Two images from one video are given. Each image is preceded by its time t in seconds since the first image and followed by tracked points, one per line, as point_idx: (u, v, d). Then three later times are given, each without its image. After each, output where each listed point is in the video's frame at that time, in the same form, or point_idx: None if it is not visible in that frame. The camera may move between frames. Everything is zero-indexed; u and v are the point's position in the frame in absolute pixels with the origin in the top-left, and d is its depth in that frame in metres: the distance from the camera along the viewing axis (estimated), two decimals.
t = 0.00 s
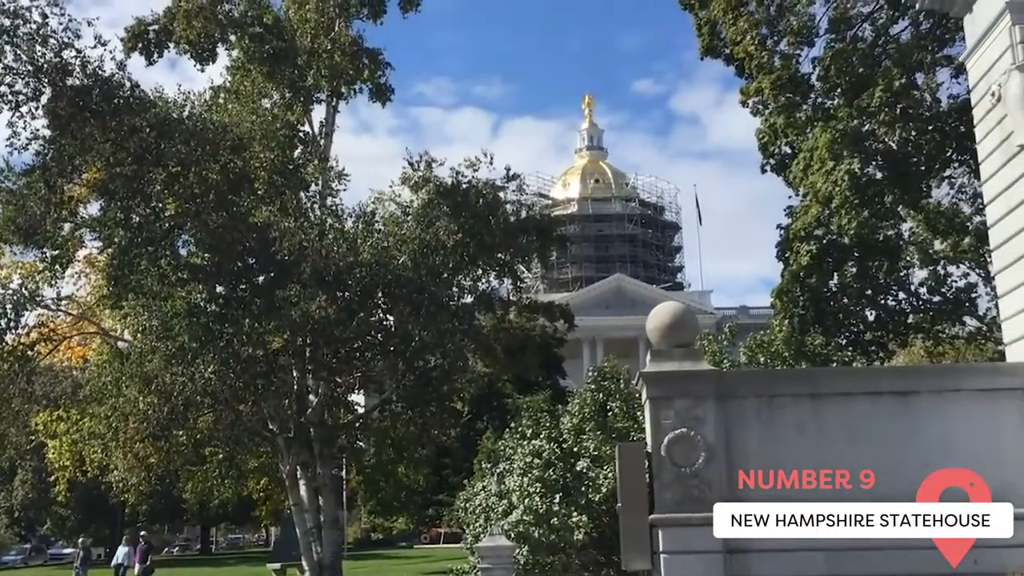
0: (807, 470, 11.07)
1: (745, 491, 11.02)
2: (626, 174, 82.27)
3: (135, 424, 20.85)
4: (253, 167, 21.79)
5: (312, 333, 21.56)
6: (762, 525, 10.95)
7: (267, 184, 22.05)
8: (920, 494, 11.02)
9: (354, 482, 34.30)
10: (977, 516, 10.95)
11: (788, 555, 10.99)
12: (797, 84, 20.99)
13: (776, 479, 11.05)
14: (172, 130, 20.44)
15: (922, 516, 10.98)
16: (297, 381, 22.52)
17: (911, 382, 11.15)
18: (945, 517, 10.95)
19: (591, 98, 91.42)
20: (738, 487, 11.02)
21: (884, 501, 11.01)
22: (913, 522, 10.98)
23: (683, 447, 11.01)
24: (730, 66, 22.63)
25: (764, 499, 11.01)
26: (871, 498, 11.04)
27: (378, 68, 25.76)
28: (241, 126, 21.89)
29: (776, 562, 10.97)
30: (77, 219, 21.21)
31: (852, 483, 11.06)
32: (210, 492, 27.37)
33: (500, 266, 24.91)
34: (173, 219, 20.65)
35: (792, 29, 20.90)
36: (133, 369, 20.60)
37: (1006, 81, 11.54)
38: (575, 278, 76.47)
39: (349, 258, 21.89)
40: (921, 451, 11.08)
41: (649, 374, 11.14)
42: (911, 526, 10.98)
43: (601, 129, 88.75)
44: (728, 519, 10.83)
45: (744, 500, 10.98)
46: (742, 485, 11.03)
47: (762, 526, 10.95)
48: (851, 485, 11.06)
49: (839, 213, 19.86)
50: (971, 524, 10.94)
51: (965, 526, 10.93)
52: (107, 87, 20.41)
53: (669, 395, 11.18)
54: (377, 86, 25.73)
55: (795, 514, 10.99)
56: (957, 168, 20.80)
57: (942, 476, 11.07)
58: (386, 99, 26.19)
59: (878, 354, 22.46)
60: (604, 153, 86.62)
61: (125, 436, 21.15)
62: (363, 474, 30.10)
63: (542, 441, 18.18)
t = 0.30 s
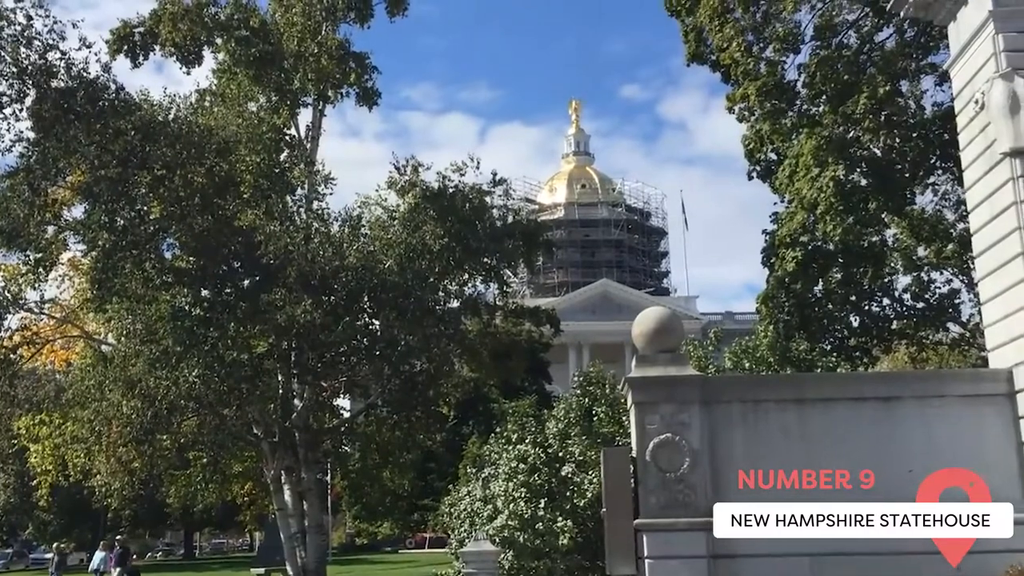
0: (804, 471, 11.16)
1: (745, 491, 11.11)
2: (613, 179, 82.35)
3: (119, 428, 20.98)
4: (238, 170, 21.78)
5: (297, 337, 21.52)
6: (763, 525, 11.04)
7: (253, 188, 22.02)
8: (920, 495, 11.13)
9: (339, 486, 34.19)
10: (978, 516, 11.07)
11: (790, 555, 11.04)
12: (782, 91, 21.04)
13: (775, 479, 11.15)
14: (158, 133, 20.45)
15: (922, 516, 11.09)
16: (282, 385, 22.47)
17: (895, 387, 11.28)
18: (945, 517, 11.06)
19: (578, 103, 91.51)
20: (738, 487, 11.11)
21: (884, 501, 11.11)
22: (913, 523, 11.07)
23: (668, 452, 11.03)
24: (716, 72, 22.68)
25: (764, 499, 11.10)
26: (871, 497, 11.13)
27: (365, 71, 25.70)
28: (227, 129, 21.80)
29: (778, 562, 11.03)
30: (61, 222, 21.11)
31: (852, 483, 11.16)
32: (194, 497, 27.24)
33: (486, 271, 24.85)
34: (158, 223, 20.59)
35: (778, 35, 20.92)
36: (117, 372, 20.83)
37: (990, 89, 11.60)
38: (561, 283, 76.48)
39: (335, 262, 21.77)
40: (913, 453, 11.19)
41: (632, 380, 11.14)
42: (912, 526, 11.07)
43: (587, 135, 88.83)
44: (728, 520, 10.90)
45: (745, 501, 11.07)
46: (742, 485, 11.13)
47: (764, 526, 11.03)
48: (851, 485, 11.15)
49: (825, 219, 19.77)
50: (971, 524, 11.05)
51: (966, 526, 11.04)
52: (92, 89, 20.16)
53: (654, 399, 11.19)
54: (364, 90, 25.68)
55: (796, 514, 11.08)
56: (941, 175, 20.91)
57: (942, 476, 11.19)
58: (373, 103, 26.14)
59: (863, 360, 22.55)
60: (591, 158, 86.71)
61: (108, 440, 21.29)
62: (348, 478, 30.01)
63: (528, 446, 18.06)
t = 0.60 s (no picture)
0: (802, 471, 11.20)
1: (745, 491, 11.17)
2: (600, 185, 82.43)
3: (101, 432, 20.85)
4: (224, 173, 21.71)
5: (282, 341, 21.46)
6: (764, 525, 11.08)
7: (238, 191, 21.98)
8: (920, 495, 11.19)
9: (324, 491, 34.08)
10: (978, 516, 11.19)
11: (790, 555, 11.09)
12: (768, 98, 21.08)
13: (775, 479, 11.20)
14: (142, 136, 20.28)
15: (922, 516, 11.16)
16: (266, 388, 22.26)
17: (879, 394, 11.30)
18: (945, 517, 11.16)
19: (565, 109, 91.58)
20: (738, 487, 11.17)
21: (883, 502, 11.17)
22: (913, 523, 11.14)
23: (653, 458, 11.04)
24: (703, 79, 22.74)
25: (763, 499, 11.15)
26: (871, 497, 11.18)
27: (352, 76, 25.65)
28: (213, 133, 21.72)
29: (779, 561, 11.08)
30: (44, 224, 20.99)
31: (852, 483, 11.20)
32: (177, 502, 27.10)
33: (473, 276, 24.81)
34: (142, 226, 20.46)
35: (764, 42, 20.91)
36: (100, 376, 20.69)
37: (974, 97, 11.67)
38: (547, 288, 76.50)
39: (321, 266, 21.88)
40: (894, 460, 11.23)
41: (617, 386, 11.13)
42: (912, 526, 11.14)
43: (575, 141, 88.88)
44: (728, 520, 10.99)
45: (744, 501, 11.14)
46: (742, 485, 11.19)
47: (765, 526, 11.09)
48: (851, 485, 11.20)
49: (810, 226, 19.85)
50: (971, 524, 11.17)
51: (965, 526, 11.16)
52: (77, 91, 19.76)
53: (638, 406, 11.18)
54: (351, 94, 25.63)
55: (795, 513, 11.13)
56: (925, 183, 21.02)
57: (942, 476, 11.25)
58: (360, 107, 26.09)
59: (847, 367, 22.62)
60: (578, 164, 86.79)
61: (90, 445, 21.17)
62: (333, 483, 29.89)
63: (512, 451, 18.35)
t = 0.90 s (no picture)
0: (800, 472, 11.21)
1: (745, 491, 11.19)
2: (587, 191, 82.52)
3: (84, 437, 20.80)
4: (211, 177, 21.66)
5: (268, 346, 21.39)
6: (764, 525, 11.07)
7: (225, 196, 22.03)
8: (921, 495, 11.24)
9: (309, 497, 33.95)
10: (978, 516, 11.21)
11: (790, 555, 11.06)
12: (755, 105, 21.14)
13: (775, 479, 11.22)
14: (128, 140, 20.12)
15: (922, 516, 11.19)
16: (251, 394, 22.19)
17: (863, 401, 11.33)
18: (945, 517, 11.20)
19: (553, 114, 91.66)
20: (738, 487, 11.20)
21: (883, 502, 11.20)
22: (913, 523, 11.16)
23: (640, 464, 11.04)
24: (690, 86, 22.80)
25: (762, 500, 11.17)
26: (871, 498, 11.22)
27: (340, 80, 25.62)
28: (199, 136, 21.66)
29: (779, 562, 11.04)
30: (28, 228, 20.90)
31: (852, 483, 11.23)
32: (161, 507, 26.96)
33: (459, 281, 24.75)
34: (127, 229, 20.30)
35: (751, 50, 20.92)
36: (84, 381, 20.59)
37: (958, 106, 11.72)
38: (534, 293, 76.53)
39: (306, 271, 21.72)
40: (879, 464, 11.26)
41: (603, 392, 11.15)
42: (912, 526, 11.15)
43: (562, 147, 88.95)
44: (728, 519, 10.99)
45: (744, 500, 11.16)
46: (742, 485, 11.21)
47: (765, 526, 11.07)
48: (851, 485, 11.23)
49: (797, 233, 19.99)
50: (971, 524, 11.20)
51: (965, 526, 11.19)
52: (62, 94, 19.59)
53: (625, 411, 11.19)
54: (338, 99, 25.60)
55: (795, 514, 11.12)
56: (910, 191, 21.10)
57: (942, 477, 11.33)
58: (348, 112, 26.05)
59: (833, 373, 22.67)
60: (566, 169, 86.87)
61: (73, 450, 21.13)
62: (318, 489, 29.79)
63: (499, 457, 18.47)
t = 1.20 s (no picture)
0: (797, 473, 11.24)
1: (745, 491, 11.22)
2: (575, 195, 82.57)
3: (70, 441, 20.77)
4: (198, 180, 21.61)
5: (256, 349, 21.35)
6: (764, 525, 11.09)
7: (212, 198, 21.96)
8: (921, 495, 11.31)
9: (297, 501, 33.85)
10: (981, 516, 11.11)
11: (791, 555, 11.07)
12: (743, 109, 21.19)
13: (776, 479, 11.25)
14: (115, 143, 20.02)
15: (922, 516, 11.24)
16: (238, 398, 22.27)
17: (850, 404, 11.36)
18: (946, 516, 11.23)
19: (542, 119, 91.72)
20: (738, 487, 11.22)
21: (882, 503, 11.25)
22: (914, 523, 11.21)
23: (627, 468, 11.04)
24: (678, 90, 22.85)
25: (762, 500, 11.20)
26: (871, 498, 11.27)
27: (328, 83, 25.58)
28: (187, 139, 21.61)
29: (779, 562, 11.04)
30: (14, 231, 20.81)
31: (852, 483, 11.27)
32: (147, 512, 26.84)
33: (448, 284, 24.71)
34: (114, 232, 20.18)
35: (738, 55, 20.97)
36: (70, 384, 20.62)
37: (944, 111, 11.77)
38: (522, 297, 76.49)
39: (294, 274, 21.67)
40: (864, 468, 11.30)
41: (590, 396, 11.15)
42: (913, 526, 11.20)
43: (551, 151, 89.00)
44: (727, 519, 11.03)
45: (744, 501, 11.19)
46: (742, 485, 11.24)
47: (765, 526, 11.09)
48: (851, 485, 11.27)
49: (784, 236, 20.13)
50: (974, 524, 11.14)
51: (967, 526, 11.15)
52: (50, 96, 19.50)
53: (612, 415, 11.18)
54: (327, 102, 25.56)
55: (795, 513, 11.14)
56: (896, 195, 21.19)
57: (942, 477, 11.36)
58: (336, 115, 26.01)
59: (820, 376, 22.73)
60: (554, 173, 86.93)
61: (59, 454, 21.07)
62: (306, 492, 29.71)
63: (487, 461, 18.46)
